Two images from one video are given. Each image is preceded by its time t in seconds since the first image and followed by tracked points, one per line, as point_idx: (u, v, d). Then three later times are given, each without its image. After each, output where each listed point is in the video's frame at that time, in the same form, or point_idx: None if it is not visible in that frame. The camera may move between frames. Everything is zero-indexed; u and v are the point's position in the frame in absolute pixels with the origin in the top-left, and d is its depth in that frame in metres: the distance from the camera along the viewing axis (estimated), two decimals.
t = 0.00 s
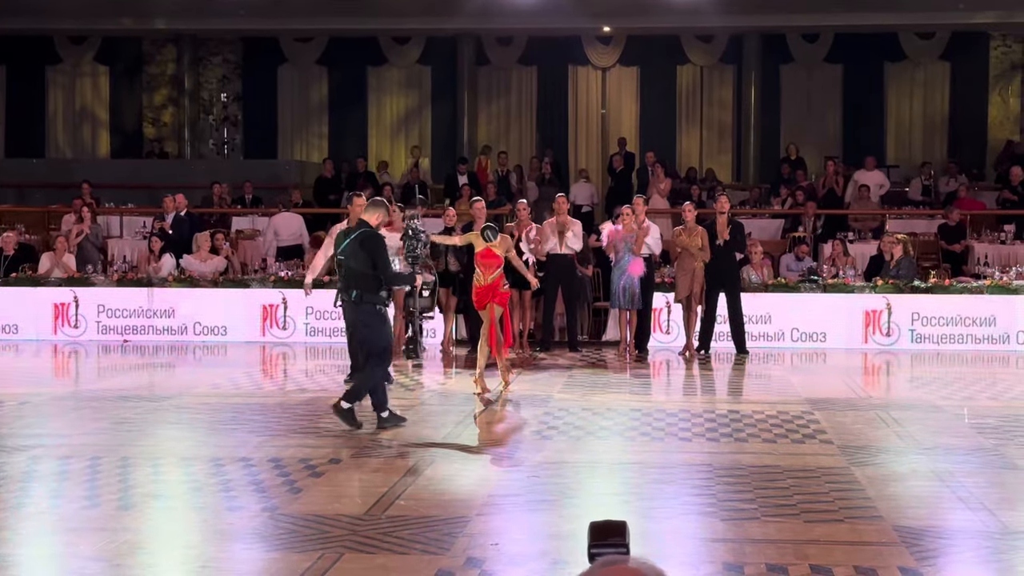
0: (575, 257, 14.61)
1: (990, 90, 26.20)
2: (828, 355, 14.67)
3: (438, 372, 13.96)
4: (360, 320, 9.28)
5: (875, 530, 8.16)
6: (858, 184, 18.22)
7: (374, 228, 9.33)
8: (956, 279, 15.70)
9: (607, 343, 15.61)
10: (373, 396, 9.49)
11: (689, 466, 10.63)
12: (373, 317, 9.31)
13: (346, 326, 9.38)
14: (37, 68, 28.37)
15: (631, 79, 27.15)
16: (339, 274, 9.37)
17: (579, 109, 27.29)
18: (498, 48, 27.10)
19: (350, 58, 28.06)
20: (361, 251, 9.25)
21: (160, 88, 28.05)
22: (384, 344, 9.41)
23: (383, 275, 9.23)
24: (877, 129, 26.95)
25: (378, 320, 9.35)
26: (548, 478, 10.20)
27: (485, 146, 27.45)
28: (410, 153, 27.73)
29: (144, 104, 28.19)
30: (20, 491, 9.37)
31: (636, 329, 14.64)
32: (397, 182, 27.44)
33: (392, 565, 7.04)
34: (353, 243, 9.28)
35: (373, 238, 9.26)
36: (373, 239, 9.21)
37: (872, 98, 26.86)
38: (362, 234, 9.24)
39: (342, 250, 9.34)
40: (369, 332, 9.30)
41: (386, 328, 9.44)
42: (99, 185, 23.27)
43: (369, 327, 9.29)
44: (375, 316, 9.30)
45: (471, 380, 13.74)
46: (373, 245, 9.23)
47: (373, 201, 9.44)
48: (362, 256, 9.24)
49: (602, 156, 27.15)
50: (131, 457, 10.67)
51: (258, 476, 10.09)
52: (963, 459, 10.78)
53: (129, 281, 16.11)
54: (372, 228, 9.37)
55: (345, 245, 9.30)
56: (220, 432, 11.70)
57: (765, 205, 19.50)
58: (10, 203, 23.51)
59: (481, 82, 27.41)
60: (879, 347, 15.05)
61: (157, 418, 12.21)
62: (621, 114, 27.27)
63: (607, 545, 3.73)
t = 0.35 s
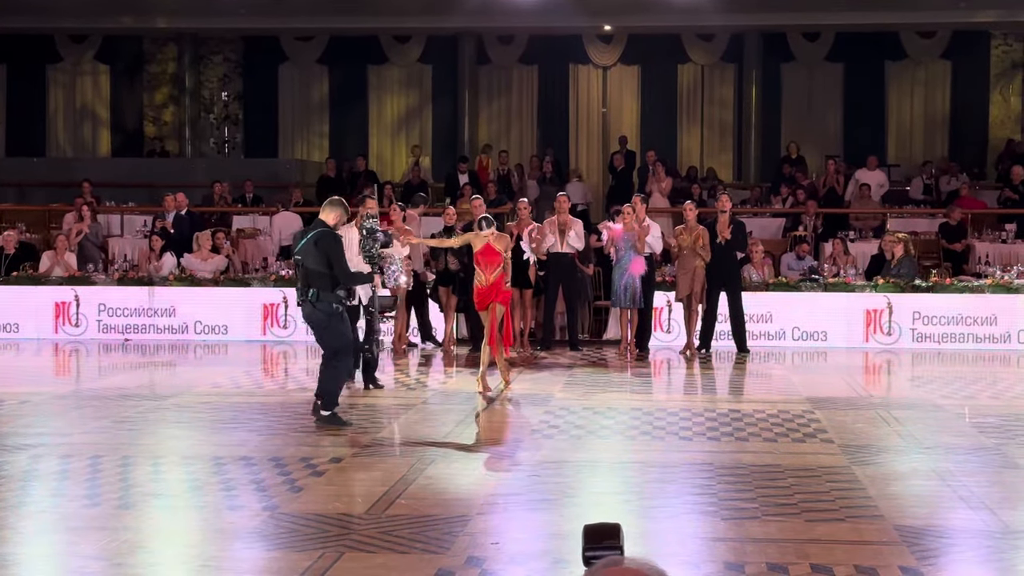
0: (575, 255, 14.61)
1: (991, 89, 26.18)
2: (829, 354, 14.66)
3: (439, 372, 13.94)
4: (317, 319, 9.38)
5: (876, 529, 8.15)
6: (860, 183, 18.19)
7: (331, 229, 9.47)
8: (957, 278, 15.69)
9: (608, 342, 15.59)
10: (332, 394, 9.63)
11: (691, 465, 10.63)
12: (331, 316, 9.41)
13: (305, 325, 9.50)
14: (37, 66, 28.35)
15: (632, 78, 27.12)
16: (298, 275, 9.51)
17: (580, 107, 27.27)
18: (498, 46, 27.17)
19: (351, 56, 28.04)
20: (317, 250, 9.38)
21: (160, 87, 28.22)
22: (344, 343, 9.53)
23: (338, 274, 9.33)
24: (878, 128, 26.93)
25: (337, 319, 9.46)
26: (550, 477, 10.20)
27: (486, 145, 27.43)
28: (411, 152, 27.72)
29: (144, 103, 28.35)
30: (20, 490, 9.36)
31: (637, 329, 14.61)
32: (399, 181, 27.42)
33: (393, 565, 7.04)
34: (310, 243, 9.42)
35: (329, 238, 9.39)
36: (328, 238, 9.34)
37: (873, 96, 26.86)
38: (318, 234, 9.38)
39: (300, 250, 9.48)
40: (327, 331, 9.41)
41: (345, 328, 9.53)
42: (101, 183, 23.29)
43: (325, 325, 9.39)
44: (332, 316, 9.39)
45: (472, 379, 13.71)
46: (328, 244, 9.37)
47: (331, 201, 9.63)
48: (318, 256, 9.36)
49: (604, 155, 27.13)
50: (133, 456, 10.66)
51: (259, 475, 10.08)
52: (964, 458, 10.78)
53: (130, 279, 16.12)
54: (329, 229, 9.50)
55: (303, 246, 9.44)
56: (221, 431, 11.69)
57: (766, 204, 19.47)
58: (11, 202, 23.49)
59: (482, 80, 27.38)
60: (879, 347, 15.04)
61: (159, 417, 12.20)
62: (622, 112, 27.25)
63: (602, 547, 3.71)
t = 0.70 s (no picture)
0: (581, 256, 14.62)
1: (997, 89, 26.16)
2: (834, 354, 14.65)
3: (444, 373, 13.93)
4: (273, 318, 9.55)
5: (881, 530, 8.15)
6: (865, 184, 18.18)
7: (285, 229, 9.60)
8: (963, 278, 15.68)
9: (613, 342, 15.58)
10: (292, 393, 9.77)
11: (696, 466, 10.64)
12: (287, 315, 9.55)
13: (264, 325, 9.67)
14: (42, 67, 28.38)
15: (637, 78, 27.12)
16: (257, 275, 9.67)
17: (585, 108, 27.25)
18: (503, 47, 27.11)
19: (356, 56, 28.04)
20: (271, 249, 9.52)
21: (164, 88, 27.97)
22: (301, 340, 9.69)
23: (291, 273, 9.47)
24: (883, 128, 26.92)
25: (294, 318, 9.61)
26: (555, 478, 10.21)
27: (491, 145, 27.45)
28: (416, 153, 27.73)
29: (149, 104, 28.11)
30: (27, 490, 9.39)
31: (642, 330, 14.59)
32: (405, 182, 27.46)
33: (398, 565, 7.04)
34: (266, 242, 9.56)
35: (284, 237, 9.53)
36: (282, 238, 9.47)
37: (878, 97, 26.85)
38: (272, 233, 9.51)
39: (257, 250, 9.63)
40: (283, 330, 9.55)
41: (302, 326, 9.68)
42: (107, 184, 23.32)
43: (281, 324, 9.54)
44: (287, 315, 9.53)
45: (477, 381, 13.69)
46: (282, 244, 9.51)
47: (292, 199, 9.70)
48: (272, 255, 9.51)
49: (609, 156, 27.13)
50: (139, 457, 10.68)
51: (264, 475, 10.10)
52: (969, 459, 10.77)
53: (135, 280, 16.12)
54: (286, 228, 9.63)
55: (258, 245, 9.59)
56: (227, 431, 11.70)
57: (772, 205, 19.47)
58: (16, 202, 23.51)
59: (487, 80, 27.38)
60: (885, 347, 15.03)
61: (164, 417, 12.22)
62: (627, 113, 27.24)
63: (609, 545, 3.71)
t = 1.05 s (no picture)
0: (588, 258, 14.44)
1: (1009, 90, 25.95)
2: (845, 359, 14.43)
3: (448, 378, 13.72)
4: (232, 325, 9.34)
5: (892, 536, 7.94)
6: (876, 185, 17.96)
7: (244, 233, 9.35)
8: (975, 282, 15.47)
9: (620, 347, 15.36)
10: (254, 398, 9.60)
11: (705, 472, 10.44)
12: (246, 322, 9.36)
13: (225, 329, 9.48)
14: (41, 68, 28.24)
15: (644, 79, 26.92)
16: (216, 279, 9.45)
17: (591, 109, 27.03)
18: (508, 47, 26.93)
19: (359, 56, 27.85)
20: (230, 255, 9.28)
21: (165, 90, 27.64)
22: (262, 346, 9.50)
23: (251, 280, 9.26)
24: (894, 128, 26.69)
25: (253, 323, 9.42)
26: (562, 484, 10.02)
27: (495, 147, 27.25)
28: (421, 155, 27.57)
29: (150, 106, 27.81)
30: (25, 497, 9.20)
31: (650, 335, 14.40)
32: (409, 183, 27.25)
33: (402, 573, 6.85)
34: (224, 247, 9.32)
35: (243, 242, 9.30)
36: (241, 244, 9.25)
37: (889, 98, 26.63)
38: (231, 239, 9.28)
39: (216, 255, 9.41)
40: (244, 337, 9.36)
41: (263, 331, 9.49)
42: (107, 187, 23.16)
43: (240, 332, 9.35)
44: (246, 322, 9.33)
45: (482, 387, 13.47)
46: (241, 249, 9.27)
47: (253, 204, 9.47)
48: (231, 260, 9.27)
49: (616, 157, 26.89)
50: (140, 463, 10.50)
51: (269, 481, 9.93)
52: (981, 465, 10.57)
53: (135, 284, 15.94)
54: (246, 232, 9.39)
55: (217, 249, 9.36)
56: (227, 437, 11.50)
57: (782, 207, 19.29)
58: (14, 206, 23.29)
59: (492, 82, 27.20)
60: (896, 352, 14.81)
61: (166, 423, 12.03)
62: (633, 114, 27.01)
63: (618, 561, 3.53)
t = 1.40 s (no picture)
0: (595, 261, 13.60)
1: None
2: (870, 369, 13.54)
3: (447, 390, 12.81)
4: (168, 331, 8.94)
5: (923, 559, 7.11)
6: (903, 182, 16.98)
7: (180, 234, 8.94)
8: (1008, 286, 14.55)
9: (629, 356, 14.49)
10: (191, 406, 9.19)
11: (721, 490, 9.61)
12: (183, 327, 8.94)
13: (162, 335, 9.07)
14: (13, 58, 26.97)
15: (655, 69, 25.64)
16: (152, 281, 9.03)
17: (599, 103, 25.63)
18: (510, 35, 25.03)
19: (350, 45, 26.34)
20: (164, 257, 8.87)
21: (144, 81, 26.47)
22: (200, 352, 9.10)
23: (187, 284, 8.86)
24: (923, 121, 25.24)
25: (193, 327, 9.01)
26: (567, 504, 9.18)
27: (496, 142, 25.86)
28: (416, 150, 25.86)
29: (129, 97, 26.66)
30: None
31: (661, 343, 13.54)
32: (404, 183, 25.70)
33: None
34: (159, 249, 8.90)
35: (179, 244, 8.88)
36: (176, 246, 8.83)
37: (916, 90, 25.22)
38: (166, 240, 8.85)
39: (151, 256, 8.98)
40: (180, 343, 8.97)
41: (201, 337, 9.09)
42: (89, 185, 22.18)
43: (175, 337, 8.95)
44: (182, 327, 8.93)
45: (483, 398, 12.61)
46: (177, 251, 8.85)
47: (190, 204, 9.02)
48: (166, 263, 8.85)
49: (625, 153, 25.48)
50: (113, 480, 9.66)
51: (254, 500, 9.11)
52: (1019, 483, 9.72)
53: (112, 289, 15.11)
54: (182, 233, 8.98)
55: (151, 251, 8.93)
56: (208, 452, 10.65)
57: (801, 206, 18.29)
58: None
59: (492, 72, 25.86)
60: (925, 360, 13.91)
61: (142, 437, 11.17)
62: (644, 107, 25.68)
63: None
